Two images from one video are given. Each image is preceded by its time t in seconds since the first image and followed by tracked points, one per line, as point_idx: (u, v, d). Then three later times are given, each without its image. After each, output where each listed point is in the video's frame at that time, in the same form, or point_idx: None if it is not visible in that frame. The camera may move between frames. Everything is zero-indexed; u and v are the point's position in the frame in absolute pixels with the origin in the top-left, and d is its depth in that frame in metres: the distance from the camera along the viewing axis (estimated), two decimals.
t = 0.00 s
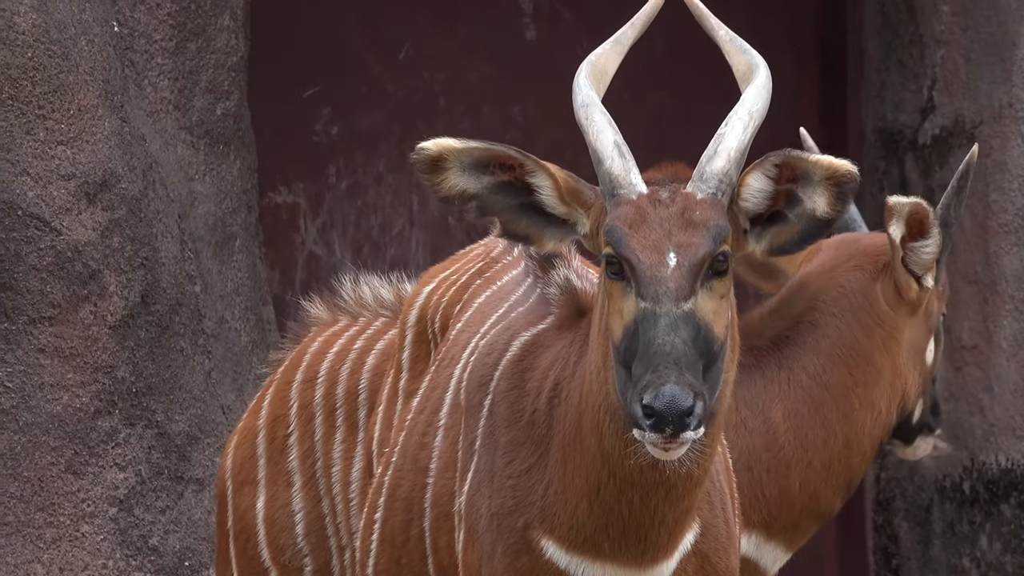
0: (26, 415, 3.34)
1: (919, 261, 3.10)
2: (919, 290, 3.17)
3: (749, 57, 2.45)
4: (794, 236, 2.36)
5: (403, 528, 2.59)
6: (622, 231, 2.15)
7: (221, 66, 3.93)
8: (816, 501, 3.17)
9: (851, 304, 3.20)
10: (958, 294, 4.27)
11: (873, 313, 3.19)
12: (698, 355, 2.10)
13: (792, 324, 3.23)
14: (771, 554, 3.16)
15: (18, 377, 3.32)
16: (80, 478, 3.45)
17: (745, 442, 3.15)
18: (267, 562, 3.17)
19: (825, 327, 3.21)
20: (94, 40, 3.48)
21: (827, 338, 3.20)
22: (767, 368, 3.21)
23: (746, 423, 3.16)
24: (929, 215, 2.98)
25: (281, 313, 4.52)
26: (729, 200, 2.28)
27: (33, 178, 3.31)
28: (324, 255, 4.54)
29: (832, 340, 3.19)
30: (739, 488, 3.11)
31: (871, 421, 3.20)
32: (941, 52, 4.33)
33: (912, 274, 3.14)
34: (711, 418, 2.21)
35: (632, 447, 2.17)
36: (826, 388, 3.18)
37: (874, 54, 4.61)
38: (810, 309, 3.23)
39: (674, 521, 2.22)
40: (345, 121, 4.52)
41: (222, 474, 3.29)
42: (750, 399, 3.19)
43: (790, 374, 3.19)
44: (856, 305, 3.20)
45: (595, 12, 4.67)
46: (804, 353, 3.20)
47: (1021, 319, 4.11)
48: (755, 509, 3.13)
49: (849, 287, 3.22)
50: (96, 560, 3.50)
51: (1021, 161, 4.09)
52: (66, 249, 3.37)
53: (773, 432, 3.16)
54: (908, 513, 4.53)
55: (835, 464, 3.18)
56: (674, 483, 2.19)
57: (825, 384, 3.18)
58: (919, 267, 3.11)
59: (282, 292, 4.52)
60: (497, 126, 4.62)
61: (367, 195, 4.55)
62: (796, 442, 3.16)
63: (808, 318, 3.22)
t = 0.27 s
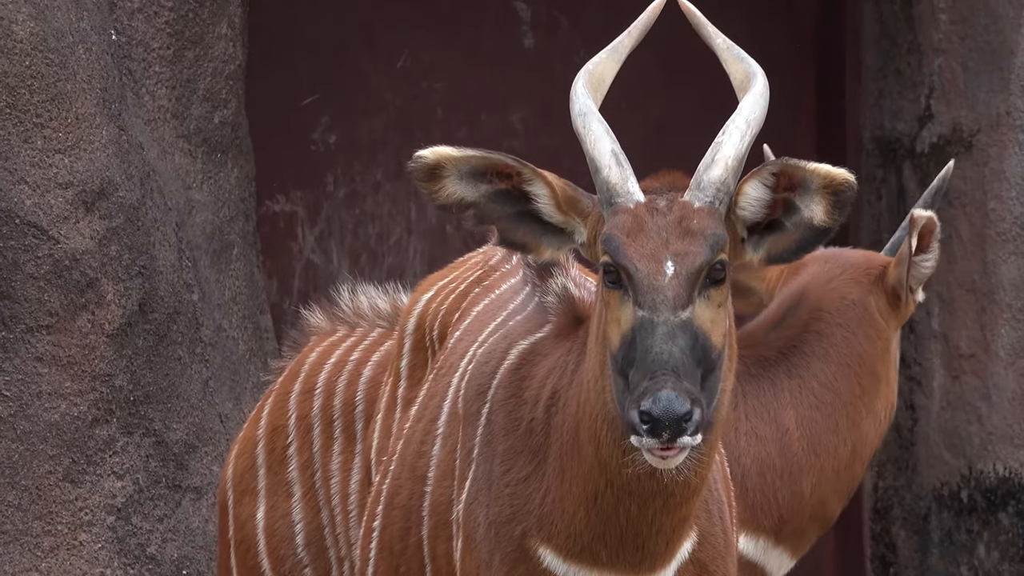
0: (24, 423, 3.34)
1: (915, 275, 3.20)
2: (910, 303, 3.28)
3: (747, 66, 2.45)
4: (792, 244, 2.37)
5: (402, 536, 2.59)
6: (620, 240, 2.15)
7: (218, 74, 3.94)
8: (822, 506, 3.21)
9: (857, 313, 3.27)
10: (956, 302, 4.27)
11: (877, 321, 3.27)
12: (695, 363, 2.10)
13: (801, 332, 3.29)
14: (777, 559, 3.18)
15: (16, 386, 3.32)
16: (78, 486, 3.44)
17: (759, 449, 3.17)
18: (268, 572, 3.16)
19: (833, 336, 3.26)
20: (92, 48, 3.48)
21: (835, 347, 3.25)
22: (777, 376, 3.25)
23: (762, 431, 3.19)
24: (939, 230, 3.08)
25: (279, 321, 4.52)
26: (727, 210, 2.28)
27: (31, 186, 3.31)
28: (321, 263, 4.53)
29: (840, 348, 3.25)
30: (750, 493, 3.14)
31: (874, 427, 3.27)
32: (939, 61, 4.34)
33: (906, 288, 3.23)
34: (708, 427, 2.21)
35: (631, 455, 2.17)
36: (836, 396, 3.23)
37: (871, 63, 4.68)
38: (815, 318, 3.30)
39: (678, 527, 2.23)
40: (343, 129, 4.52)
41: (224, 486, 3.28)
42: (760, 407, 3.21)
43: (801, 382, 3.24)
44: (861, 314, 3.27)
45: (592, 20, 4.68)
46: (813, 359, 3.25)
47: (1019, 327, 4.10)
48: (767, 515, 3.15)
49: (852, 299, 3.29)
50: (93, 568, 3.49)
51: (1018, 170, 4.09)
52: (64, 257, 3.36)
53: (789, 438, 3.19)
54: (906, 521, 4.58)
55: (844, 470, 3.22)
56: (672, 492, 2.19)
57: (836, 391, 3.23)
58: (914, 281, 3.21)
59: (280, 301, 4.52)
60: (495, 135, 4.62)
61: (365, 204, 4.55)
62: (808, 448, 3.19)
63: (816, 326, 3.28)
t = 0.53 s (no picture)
0: (23, 429, 3.34)
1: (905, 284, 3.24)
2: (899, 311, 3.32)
3: (746, 71, 2.45)
4: (791, 250, 2.36)
5: (402, 542, 2.59)
6: (619, 246, 2.15)
7: (218, 81, 3.94)
8: (826, 512, 3.21)
9: (854, 324, 3.28)
10: (955, 308, 4.27)
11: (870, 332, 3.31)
12: (693, 370, 2.10)
13: (801, 339, 3.28)
14: (782, 564, 3.16)
15: (15, 392, 3.32)
16: (77, 492, 3.44)
17: (767, 455, 3.17)
18: None
19: (833, 343, 3.26)
20: (92, 54, 3.49)
21: (835, 354, 3.26)
22: (780, 384, 3.24)
23: (771, 437, 3.19)
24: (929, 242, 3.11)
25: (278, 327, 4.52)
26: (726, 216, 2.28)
27: (30, 193, 3.31)
28: (320, 270, 4.53)
29: (840, 356, 3.26)
30: (760, 499, 3.13)
31: (871, 435, 3.30)
32: (938, 67, 4.35)
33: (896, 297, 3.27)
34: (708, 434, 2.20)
35: (631, 460, 2.17)
36: (839, 404, 3.23)
37: (870, 69, 4.69)
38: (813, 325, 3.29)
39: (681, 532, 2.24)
40: (342, 135, 4.52)
41: (222, 494, 3.28)
42: (765, 414, 3.21)
43: (805, 389, 3.23)
44: (858, 325, 3.29)
45: (591, 27, 4.68)
46: (815, 367, 3.25)
47: (1018, 333, 4.10)
48: (777, 520, 3.14)
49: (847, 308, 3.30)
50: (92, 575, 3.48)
51: (1018, 176, 4.09)
52: (63, 263, 3.36)
53: (796, 444, 3.19)
54: (905, 527, 4.57)
55: (845, 477, 3.24)
56: (670, 497, 2.19)
57: (839, 399, 3.24)
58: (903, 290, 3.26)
59: (279, 307, 4.52)
60: (495, 141, 4.63)
61: (364, 210, 4.56)
62: (815, 453, 3.20)
63: (816, 334, 3.28)
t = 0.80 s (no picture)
0: (23, 429, 3.33)
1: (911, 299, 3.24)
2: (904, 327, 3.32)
3: (745, 72, 2.44)
4: (790, 252, 2.36)
5: (402, 543, 2.59)
6: (618, 248, 2.14)
7: (217, 82, 3.94)
8: (827, 518, 3.21)
9: (861, 338, 3.28)
10: (954, 309, 4.27)
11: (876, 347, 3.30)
12: (692, 371, 2.11)
13: (809, 348, 3.29)
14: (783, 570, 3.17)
15: (15, 393, 3.31)
16: (77, 493, 3.44)
17: (772, 458, 3.17)
18: None
19: (840, 351, 3.27)
20: (90, 55, 3.48)
21: (842, 363, 3.26)
22: (788, 391, 3.24)
23: (776, 440, 3.19)
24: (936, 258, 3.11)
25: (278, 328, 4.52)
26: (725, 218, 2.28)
27: (29, 194, 3.31)
28: (320, 270, 4.53)
29: (848, 365, 3.26)
30: (765, 502, 3.13)
31: (873, 447, 3.30)
32: (937, 68, 4.36)
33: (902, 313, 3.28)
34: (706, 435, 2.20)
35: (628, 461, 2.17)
36: (844, 411, 3.23)
37: (870, 70, 4.69)
38: (821, 335, 3.29)
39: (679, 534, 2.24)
40: (341, 136, 4.52)
41: (217, 495, 3.29)
42: (768, 417, 3.21)
43: (813, 396, 3.23)
44: (864, 338, 3.29)
45: (590, 27, 4.68)
46: (825, 377, 3.25)
47: (1017, 334, 4.10)
48: (778, 524, 3.15)
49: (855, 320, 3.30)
50: None
51: (1017, 177, 4.09)
52: (63, 264, 3.35)
53: (802, 449, 3.19)
54: (906, 528, 4.59)
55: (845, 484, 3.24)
56: (668, 498, 2.19)
57: (845, 407, 3.24)
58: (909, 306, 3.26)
59: (278, 308, 4.52)
60: (494, 141, 4.63)
61: (364, 211, 4.56)
62: (820, 459, 3.20)
63: (824, 343, 3.28)
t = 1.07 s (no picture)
0: (22, 433, 3.32)
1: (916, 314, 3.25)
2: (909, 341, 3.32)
3: (745, 74, 2.44)
4: (790, 255, 2.36)
5: (401, 545, 2.59)
6: (618, 251, 2.14)
7: (217, 85, 3.94)
8: (829, 526, 3.19)
9: (865, 350, 3.28)
10: (954, 312, 4.26)
11: (880, 359, 3.31)
12: (692, 373, 2.10)
13: (815, 359, 3.29)
14: None
15: (14, 397, 3.31)
16: (76, 496, 3.43)
17: (777, 465, 3.17)
18: None
19: (844, 363, 3.27)
20: (90, 58, 3.48)
21: (847, 374, 3.26)
22: (794, 399, 3.24)
23: (780, 447, 3.19)
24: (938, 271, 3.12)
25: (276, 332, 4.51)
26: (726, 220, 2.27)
27: (28, 197, 3.30)
28: (319, 273, 4.53)
29: (853, 378, 3.26)
30: (768, 508, 3.13)
31: (877, 459, 3.29)
32: (936, 71, 4.36)
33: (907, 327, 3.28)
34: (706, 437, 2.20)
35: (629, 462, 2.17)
36: (849, 421, 3.23)
37: (869, 74, 4.70)
38: (827, 347, 3.29)
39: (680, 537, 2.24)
40: (341, 139, 4.53)
41: (212, 497, 3.26)
42: (772, 424, 3.21)
43: (818, 405, 3.23)
44: (870, 351, 3.29)
45: (589, 31, 4.69)
46: (830, 388, 3.24)
47: (1017, 337, 4.11)
48: (780, 531, 3.14)
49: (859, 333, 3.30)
50: None
51: (1017, 180, 4.09)
52: (62, 267, 3.35)
53: (807, 457, 3.19)
54: (904, 531, 4.57)
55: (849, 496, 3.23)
56: (668, 501, 2.19)
57: (850, 419, 3.23)
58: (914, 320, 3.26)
59: (277, 312, 4.52)
60: (493, 145, 4.63)
61: (363, 214, 4.56)
62: (824, 465, 3.19)
63: (830, 355, 3.28)
